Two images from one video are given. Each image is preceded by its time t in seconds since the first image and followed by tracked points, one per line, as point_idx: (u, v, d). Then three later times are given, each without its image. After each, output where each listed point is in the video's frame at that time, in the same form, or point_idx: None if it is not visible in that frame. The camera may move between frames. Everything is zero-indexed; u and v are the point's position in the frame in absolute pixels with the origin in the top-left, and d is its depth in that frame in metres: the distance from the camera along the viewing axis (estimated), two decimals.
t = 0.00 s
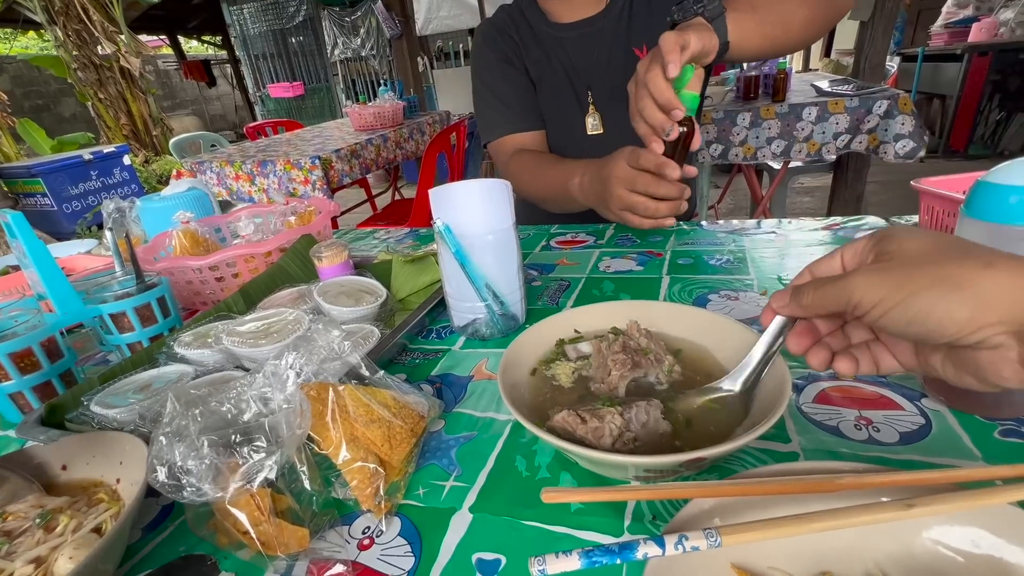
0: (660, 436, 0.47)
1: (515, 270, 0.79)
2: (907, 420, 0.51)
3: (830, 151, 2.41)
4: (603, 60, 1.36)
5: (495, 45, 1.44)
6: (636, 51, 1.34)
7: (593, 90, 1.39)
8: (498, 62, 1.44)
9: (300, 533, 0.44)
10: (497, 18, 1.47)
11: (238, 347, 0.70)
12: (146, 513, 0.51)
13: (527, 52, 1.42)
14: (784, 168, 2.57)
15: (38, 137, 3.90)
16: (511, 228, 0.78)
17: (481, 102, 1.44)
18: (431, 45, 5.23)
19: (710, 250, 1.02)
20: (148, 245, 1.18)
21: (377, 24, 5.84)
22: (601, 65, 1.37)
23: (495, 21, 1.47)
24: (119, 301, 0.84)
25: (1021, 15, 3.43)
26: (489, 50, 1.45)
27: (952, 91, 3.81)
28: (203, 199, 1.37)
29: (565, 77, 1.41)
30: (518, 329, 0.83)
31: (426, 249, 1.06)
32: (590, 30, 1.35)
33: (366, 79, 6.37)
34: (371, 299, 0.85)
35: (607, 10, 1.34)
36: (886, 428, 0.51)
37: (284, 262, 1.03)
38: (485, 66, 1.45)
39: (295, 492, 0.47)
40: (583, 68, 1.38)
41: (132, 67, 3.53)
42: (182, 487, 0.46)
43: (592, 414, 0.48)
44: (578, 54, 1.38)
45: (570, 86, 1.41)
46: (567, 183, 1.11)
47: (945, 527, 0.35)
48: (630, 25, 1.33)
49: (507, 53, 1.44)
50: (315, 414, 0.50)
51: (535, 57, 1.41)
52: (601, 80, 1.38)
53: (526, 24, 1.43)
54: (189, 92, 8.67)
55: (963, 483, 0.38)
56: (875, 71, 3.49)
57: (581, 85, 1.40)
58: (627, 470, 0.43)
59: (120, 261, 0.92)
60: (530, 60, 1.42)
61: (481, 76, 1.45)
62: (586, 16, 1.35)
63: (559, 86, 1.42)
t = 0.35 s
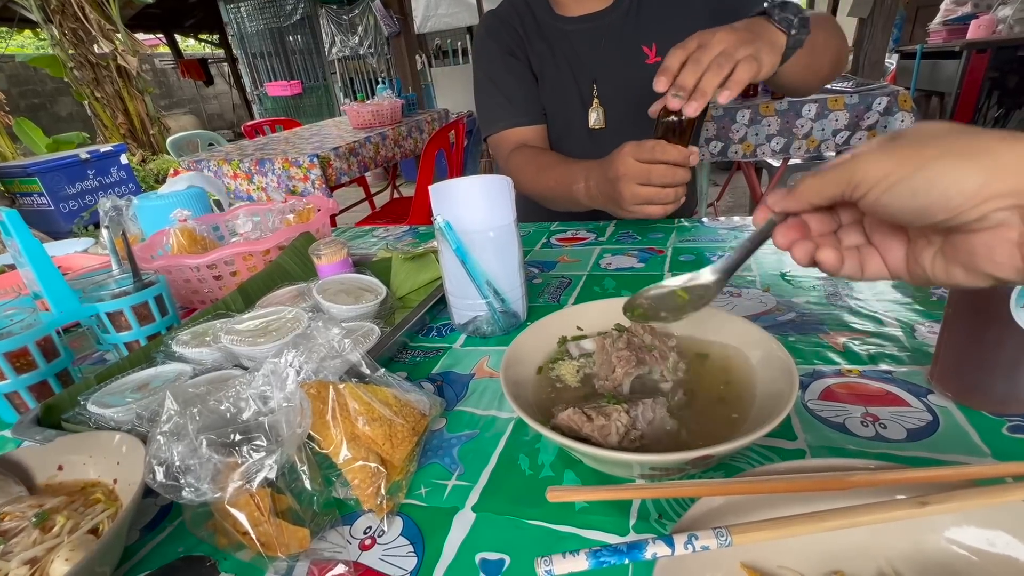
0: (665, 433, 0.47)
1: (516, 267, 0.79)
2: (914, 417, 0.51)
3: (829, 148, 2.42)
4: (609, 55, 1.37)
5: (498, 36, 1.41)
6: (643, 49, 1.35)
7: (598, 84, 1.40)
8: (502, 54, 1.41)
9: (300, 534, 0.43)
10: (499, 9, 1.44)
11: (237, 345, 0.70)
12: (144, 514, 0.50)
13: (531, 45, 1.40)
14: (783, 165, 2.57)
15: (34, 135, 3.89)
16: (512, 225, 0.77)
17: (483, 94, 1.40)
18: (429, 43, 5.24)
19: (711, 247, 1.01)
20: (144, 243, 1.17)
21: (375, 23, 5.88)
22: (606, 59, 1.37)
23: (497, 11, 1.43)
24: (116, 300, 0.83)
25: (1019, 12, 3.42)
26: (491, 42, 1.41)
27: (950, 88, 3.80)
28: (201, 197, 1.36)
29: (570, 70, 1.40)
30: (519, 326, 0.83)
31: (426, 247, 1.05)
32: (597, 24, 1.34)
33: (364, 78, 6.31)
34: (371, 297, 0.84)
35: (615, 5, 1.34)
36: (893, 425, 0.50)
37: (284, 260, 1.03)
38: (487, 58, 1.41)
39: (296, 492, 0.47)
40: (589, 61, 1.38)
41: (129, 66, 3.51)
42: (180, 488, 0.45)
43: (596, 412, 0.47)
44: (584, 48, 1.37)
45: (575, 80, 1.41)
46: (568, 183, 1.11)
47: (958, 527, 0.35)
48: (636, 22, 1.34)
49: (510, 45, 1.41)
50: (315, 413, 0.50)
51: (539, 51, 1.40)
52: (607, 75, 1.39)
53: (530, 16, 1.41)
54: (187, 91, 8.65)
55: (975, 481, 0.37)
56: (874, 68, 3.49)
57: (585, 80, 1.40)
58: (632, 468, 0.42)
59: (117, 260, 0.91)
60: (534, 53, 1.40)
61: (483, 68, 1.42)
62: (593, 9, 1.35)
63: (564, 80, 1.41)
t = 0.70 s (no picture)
0: (665, 435, 0.47)
1: (516, 268, 0.79)
2: (912, 417, 0.51)
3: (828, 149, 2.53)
4: (619, 57, 1.38)
5: (506, 32, 1.40)
6: (654, 56, 1.38)
7: (608, 84, 1.40)
8: (510, 50, 1.40)
9: (303, 536, 0.44)
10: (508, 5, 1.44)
11: (238, 347, 0.70)
12: (147, 516, 0.51)
13: (541, 43, 1.41)
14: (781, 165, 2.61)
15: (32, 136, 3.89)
16: (512, 227, 0.77)
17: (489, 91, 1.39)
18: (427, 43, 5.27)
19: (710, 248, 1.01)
20: (144, 245, 1.17)
21: (373, 23, 5.86)
22: (617, 61, 1.38)
23: (506, 7, 1.43)
24: (117, 303, 0.83)
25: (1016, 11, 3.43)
26: (499, 37, 1.41)
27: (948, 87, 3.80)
28: (201, 199, 1.36)
29: (578, 71, 1.41)
30: (519, 328, 0.83)
31: (426, 248, 1.05)
32: (611, 26, 1.36)
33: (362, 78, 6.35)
34: (370, 299, 0.85)
35: (629, 8, 1.36)
36: (891, 425, 0.51)
37: (284, 262, 1.03)
38: (494, 53, 1.40)
39: (297, 494, 0.47)
40: (599, 62, 1.39)
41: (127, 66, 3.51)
42: (183, 491, 0.45)
43: (596, 413, 0.47)
44: (595, 48, 1.39)
45: (584, 80, 1.41)
46: (582, 190, 1.11)
47: (957, 526, 0.35)
48: (648, 26, 1.36)
49: (519, 42, 1.41)
50: (317, 415, 0.50)
51: (548, 48, 1.41)
52: (616, 76, 1.40)
53: (541, 15, 1.42)
54: (184, 92, 8.64)
55: (972, 481, 0.38)
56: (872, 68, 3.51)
57: (594, 80, 1.41)
58: (632, 469, 0.42)
59: (117, 262, 0.91)
60: (544, 51, 1.41)
61: (488, 63, 1.40)
62: (606, 11, 1.37)
63: (573, 80, 1.41)
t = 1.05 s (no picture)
0: (654, 450, 0.48)
1: (511, 280, 0.80)
2: (897, 430, 0.53)
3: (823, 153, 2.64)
4: (631, 68, 1.39)
5: (516, 28, 1.33)
6: (666, 71, 1.40)
7: (620, 95, 1.41)
8: (520, 47, 1.33)
9: (302, 550, 0.45)
10: (517, 3, 1.38)
11: (237, 360, 0.71)
12: (149, 529, 0.52)
13: (555, 43, 1.36)
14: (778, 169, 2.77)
15: (30, 139, 3.90)
16: (507, 239, 0.78)
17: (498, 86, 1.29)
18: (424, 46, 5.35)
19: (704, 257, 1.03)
20: (144, 254, 1.18)
21: (370, 25, 6.07)
22: (630, 72, 1.39)
23: (517, 5, 1.38)
24: (117, 314, 0.84)
25: (1010, 15, 3.45)
26: (509, 33, 1.34)
27: (943, 91, 3.81)
28: (200, 206, 1.37)
29: (592, 79, 1.40)
30: (515, 338, 0.84)
31: (422, 258, 1.06)
32: (625, 37, 1.37)
33: (360, 80, 6.59)
34: (368, 310, 0.86)
35: (642, 20, 1.37)
36: (876, 438, 0.52)
37: (282, 271, 1.04)
38: (504, 50, 1.32)
39: (296, 509, 0.48)
40: (613, 73, 1.40)
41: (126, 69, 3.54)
42: (184, 507, 0.46)
43: (587, 429, 0.48)
44: (609, 58, 1.38)
45: (597, 89, 1.41)
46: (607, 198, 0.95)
47: (932, 540, 0.36)
48: (661, 39, 1.38)
49: (531, 38, 1.34)
50: (315, 431, 0.51)
51: (563, 53, 1.37)
52: (629, 88, 1.41)
53: (553, 15, 1.37)
54: (183, 93, 8.67)
55: (949, 499, 0.39)
56: (867, 72, 3.52)
57: (608, 90, 1.41)
58: (623, 485, 0.44)
59: (118, 273, 0.92)
60: (559, 52, 1.37)
61: (498, 59, 1.32)
62: (619, 21, 1.38)
63: (586, 86, 1.40)
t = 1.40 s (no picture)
0: (659, 446, 0.48)
1: (512, 278, 0.80)
2: (900, 426, 0.52)
3: (821, 153, 2.66)
4: (665, 69, 1.41)
5: (556, 18, 1.25)
6: (694, 72, 1.44)
7: (653, 96, 1.42)
8: (555, 33, 1.22)
9: (303, 548, 0.44)
10: None
11: (237, 358, 0.71)
12: (147, 528, 0.51)
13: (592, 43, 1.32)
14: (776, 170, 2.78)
15: (28, 140, 3.90)
16: (508, 237, 0.78)
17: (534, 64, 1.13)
18: (424, 48, 5.37)
19: (706, 255, 1.03)
20: (143, 254, 1.18)
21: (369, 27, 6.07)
22: (662, 73, 1.41)
23: None
24: (115, 312, 0.84)
25: (1007, 17, 3.46)
26: (544, 20, 1.23)
27: (943, 92, 3.72)
28: (199, 206, 1.37)
29: (628, 80, 1.39)
30: (516, 337, 0.84)
31: (423, 257, 1.06)
32: (656, 35, 1.37)
33: (360, 82, 6.61)
34: (368, 308, 0.85)
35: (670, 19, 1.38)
36: (879, 434, 0.52)
37: (281, 270, 1.03)
38: (540, 32, 1.20)
39: (297, 506, 0.47)
40: (647, 73, 1.40)
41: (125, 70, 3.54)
42: (184, 505, 0.45)
43: (590, 425, 0.48)
44: (645, 58, 1.38)
45: (634, 91, 1.40)
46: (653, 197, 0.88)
47: (939, 535, 0.36)
48: (688, 39, 1.41)
49: (569, 29, 1.26)
50: (316, 428, 0.51)
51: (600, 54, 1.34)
52: (660, 87, 1.42)
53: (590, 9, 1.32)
54: (182, 95, 8.68)
55: (955, 492, 0.39)
56: (865, 74, 3.53)
57: (643, 90, 1.40)
58: (626, 481, 0.43)
59: (117, 271, 0.91)
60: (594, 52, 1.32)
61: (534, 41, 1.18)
62: (651, 21, 1.38)
63: (623, 85, 1.39)
